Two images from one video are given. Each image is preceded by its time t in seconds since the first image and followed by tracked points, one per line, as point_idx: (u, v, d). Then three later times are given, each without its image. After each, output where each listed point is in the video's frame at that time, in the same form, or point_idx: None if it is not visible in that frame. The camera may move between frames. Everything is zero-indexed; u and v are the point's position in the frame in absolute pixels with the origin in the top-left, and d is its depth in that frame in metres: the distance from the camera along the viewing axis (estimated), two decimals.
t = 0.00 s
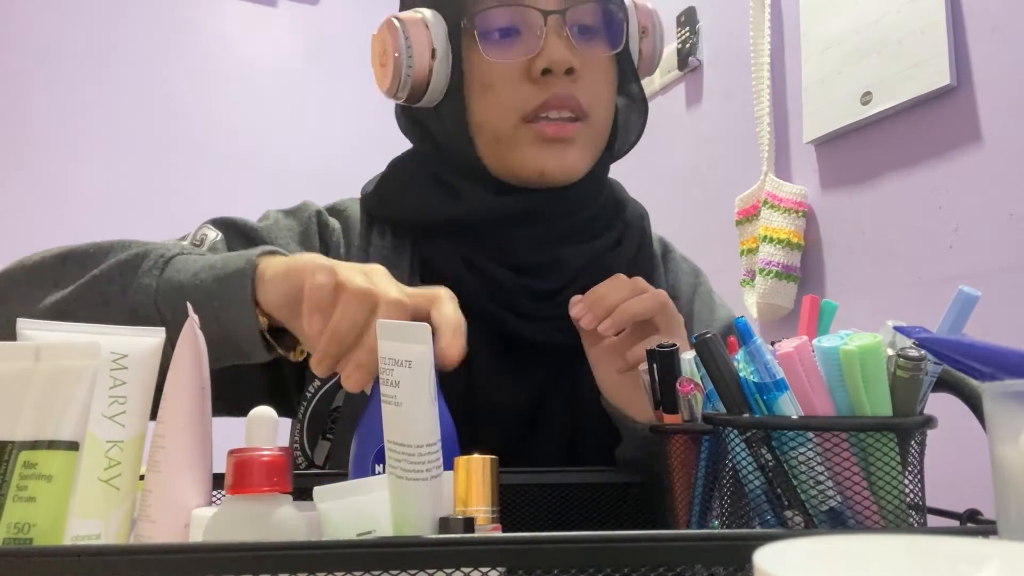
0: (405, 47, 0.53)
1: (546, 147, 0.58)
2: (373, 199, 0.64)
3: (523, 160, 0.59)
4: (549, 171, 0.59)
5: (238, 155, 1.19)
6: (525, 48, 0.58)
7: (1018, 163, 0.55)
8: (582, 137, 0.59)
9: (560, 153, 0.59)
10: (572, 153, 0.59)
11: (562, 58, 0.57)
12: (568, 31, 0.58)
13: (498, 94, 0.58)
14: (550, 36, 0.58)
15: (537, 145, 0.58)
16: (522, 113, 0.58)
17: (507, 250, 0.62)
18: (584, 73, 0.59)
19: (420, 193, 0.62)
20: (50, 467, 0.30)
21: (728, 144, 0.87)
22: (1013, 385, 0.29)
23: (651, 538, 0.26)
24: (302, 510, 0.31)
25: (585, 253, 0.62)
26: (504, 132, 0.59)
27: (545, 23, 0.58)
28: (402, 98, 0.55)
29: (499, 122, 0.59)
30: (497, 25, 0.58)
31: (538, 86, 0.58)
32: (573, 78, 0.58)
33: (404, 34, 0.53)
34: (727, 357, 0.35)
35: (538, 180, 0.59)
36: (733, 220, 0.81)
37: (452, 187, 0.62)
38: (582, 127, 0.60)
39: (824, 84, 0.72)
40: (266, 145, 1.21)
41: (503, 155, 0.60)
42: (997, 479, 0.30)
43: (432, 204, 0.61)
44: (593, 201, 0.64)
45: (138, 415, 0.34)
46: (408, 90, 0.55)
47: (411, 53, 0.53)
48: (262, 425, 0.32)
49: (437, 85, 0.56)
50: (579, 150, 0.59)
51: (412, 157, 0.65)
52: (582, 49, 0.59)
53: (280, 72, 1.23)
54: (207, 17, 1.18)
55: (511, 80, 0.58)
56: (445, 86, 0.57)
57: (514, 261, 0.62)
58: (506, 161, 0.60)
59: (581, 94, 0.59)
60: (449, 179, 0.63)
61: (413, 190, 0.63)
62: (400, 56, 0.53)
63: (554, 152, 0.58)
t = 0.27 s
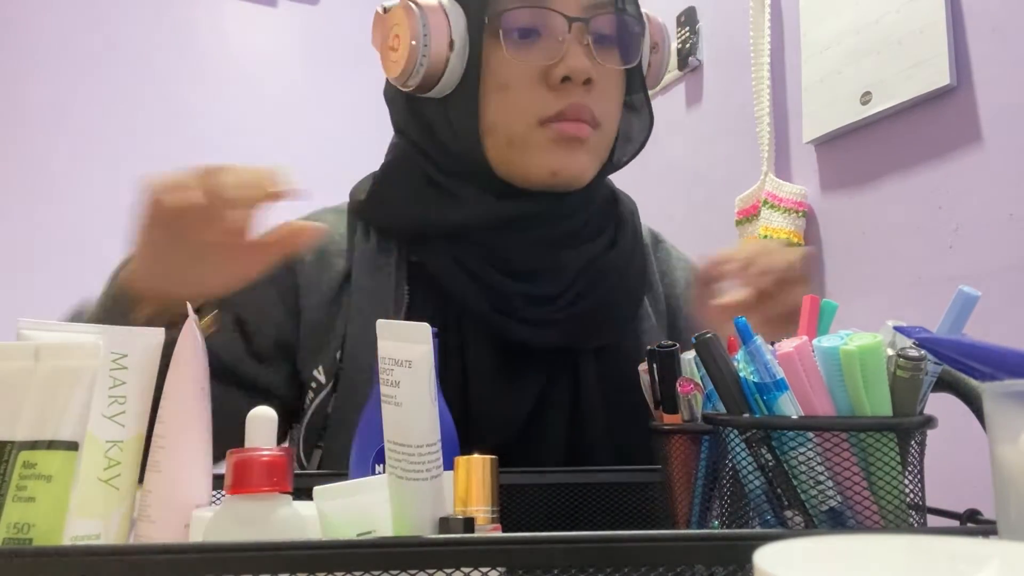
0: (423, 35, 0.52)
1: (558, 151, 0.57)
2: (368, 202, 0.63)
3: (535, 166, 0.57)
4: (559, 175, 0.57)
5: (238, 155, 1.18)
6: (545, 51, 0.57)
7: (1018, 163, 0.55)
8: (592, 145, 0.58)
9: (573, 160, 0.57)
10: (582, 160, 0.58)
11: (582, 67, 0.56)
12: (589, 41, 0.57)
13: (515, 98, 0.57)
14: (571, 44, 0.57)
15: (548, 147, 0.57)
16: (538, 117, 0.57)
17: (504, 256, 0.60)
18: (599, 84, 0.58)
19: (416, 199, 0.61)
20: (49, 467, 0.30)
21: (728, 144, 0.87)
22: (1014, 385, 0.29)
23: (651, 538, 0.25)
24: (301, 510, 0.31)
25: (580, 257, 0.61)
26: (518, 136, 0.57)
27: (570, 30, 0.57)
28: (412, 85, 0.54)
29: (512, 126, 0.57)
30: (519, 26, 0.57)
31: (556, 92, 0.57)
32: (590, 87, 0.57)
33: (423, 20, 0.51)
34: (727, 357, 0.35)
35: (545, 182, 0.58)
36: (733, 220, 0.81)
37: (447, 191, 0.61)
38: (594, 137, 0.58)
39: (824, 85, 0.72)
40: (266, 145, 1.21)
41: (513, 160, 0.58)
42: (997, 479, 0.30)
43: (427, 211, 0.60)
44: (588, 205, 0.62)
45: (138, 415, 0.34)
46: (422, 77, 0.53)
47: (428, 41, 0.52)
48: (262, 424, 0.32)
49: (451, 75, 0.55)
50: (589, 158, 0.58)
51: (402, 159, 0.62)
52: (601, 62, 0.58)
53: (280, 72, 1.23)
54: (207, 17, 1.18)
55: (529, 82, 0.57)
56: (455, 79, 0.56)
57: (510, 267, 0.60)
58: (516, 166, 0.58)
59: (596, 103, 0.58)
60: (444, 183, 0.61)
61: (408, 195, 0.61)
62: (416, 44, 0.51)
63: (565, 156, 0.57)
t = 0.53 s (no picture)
0: (401, 44, 0.49)
1: (553, 149, 0.55)
2: (358, 207, 0.61)
3: (529, 165, 0.55)
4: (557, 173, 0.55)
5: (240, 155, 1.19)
6: (530, 49, 0.54)
7: (1018, 163, 0.55)
8: (588, 139, 0.56)
9: (568, 156, 0.55)
10: (579, 155, 0.55)
11: (570, 58, 0.54)
12: (573, 30, 0.55)
13: (502, 96, 0.55)
14: (555, 37, 0.54)
15: (544, 145, 0.55)
16: (529, 114, 0.54)
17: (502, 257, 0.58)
18: (588, 74, 0.55)
19: (409, 204, 0.59)
20: (49, 467, 0.30)
21: (728, 144, 0.87)
22: (1013, 385, 0.29)
23: (651, 538, 0.26)
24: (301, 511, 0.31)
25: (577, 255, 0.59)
26: (510, 135, 0.55)
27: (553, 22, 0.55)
28: (395, 97, 0.52)
29: (503, 125, 0.55)
30: (501, 24, 0.55)
31: (545, 87, 0.54)
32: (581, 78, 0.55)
33: (401, 28, 0.49)
34: (728, 357, 0.35)
35: (542, 183, 0.56)
36: (733, 220, 0.81)
37: (440, 197, 0.59)
38: (590, 129, 0.56)
39: (824, 85, 0.72)
40: (268, 146, 1.21)
41: (506, 160, 0.56)
42: (997, 479, 0.30)
43: (420, 217, 0.58)
44: (587, 201, 0.61)
45: (138, 415, 0.34)
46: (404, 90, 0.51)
47: (407, 50, 0.50)
48: (263, 424, 0.32)
49: (434, 85, 0.53)
50: (587, 152, 0.56)
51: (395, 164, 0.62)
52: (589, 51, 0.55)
53: (281, 72, 1.23)
54: (208, 17, 1.18)
55: (515, 81, 0.54)
56: (440, 87, 0.54)
57: (508, 269, 0.58)
58: (510, 165, 0.56)
59: (588, 94, 0.55)
60: (436, 188, 0.60)
61: (401, 201, 0.60)
62: (395, 53, 0.49)
63: (561, 153, 0.55)
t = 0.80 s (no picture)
0: (383, 44, 0.48)
1: (539, 155, 0.54)
2: (346, 212, 0.60)
3: (514, 170, 0.54)
4: (543, 180, 0.54)
5: (240, 156, 1.19)
6: (514, 52, 0.54)
7: (1018, 163, 0.55)
8: (575, 145, 0.55)
9: (554, 160, 0.54)
10: (566, 161, 0.55)
11: (556, 61, 0.53)
12: (559, 32, 0.55)
13: (486, 100, 0.54)
14: (541, 39, 0.54)
15: (529, 152, 0.54)
16: (514, 118, 0.54)
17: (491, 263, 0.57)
18: (574, 78, 0.55)
19: (398, 209, 0.59)
20: (49, 467, 0.30)
21: (728, 144, 0.87)
22: (1014, 385, 0.29)
23: (649, 538, 0.26)
24: (301, 510, 0.31)
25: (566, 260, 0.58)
26: (494, 141, 0.54)
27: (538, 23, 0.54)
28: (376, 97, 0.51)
29: (488, 129, 0.54)
30: (485, 24, 0.54)
31: (530, 90, 0.54)
32: (566, 82, 0.54)
33: (382, 27, 0.48)
34: (727, 357, 0.35)
35: (527, 190, 0.55)
36: (733, 220, 0.81)
37: (427, 203, 0.59)
38: (576, 135, 0.56)
39: (824, 85, 0.72)
40: (268, 145, 1.21)
41: (491, 166, 0.55)
42: (997, 479, 0.30)
43: (408, 223, 0.58)
44: (581, 202, 0.60)
45: (138, 415, 0.34)
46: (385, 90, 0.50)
47: (389, 50, 0.49)
48: (262, 423, 0.32)
49: (416, 86, 0.52)
50: (574, 158, 0.55)
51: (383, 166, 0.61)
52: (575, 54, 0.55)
53: (281, 72, 1.23)
54: (208, 17, 1.18)
55: (498, 85, 0.54)
56: (422, 89, 0.53)
57: (497, 275, 0.57)
58: (495, 171, 0.55)
59: (573, 99, 0.55)
60: (422, 193, 0.59)
61: (389, 206, 0.59)
62: (377, 54, 0.48)
63: (547, 159, 0.54)
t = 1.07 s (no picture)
0: (370, 50, 0.48)
1: (533, 163, 0.54)
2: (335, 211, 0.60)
3: (508, 179, 0.54)
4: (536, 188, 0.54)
5: (240, 155, 1.19)
6: (506, 57, 0.53)
7: (1018, 163, 0.55)
8: (569, 151, 0.55)
9: (549, 169, 0.54)
10: (560, 168, 0.55)
11: (550, 67, 0.52)
12: (552, 34, 0.54)
13: (479, 107, 0.54)
14: (534, 42, 0.53)
15: (522, 159, 0.54)
16: (508, 127, 0.53)
17: (480, 269, 0.58)
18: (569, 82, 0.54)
19: (387, 212, 0.59)
20: (49, 467, 0.30)
21: (728, 144, 0.87)
22: (1013, 385, 0.29)
23: (648, 539, 0.26)
24: (302, 510, 0.31)
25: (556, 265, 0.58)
26: (486, 149, 0.54)
27: (531, 26, 0.53)
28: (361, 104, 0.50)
29: (481, 137, 0.54)
30: (474, 28, 0.54)
31: (525, 99, 0.53)
32: (561, 87, 0.53)
33: (368, 33, 0.47)
34: (727, 357, 0.35)
35: (520, 197, 0.56)
36: (733, 220, 0.81)
37: (416, 208, 0.59)
38: (571, 140, 0.55)
39: (824, 84, 0.72)
40: (268, 145, 1.21)
41: (485, 173, 0.55)
42: (997, 479, 0.30)
43: (397, 226, 0.58)
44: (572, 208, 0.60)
45: (138, 415, 0.34)
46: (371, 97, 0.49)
47: (375, 57, 0.48)
48: (262, 423, 0.32)
49: (403, 94, 0.51)
50: (568, 163, 0.55)
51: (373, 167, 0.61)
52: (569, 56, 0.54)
53: (281, 71, 1.23)
54: (209, 17, 1.18)
55: (491, 91, 0.53)
56: (409, 96, 0.52)
57: (485, 281, 0.57)
58: (489, 178, 0.55)
59: (568, 104, 0.54)
60: (412, 197, 0.59)
61: (377, 209, 0.59)
62: (362, 62, 0.48)
63: (541, 167, 0.54)
